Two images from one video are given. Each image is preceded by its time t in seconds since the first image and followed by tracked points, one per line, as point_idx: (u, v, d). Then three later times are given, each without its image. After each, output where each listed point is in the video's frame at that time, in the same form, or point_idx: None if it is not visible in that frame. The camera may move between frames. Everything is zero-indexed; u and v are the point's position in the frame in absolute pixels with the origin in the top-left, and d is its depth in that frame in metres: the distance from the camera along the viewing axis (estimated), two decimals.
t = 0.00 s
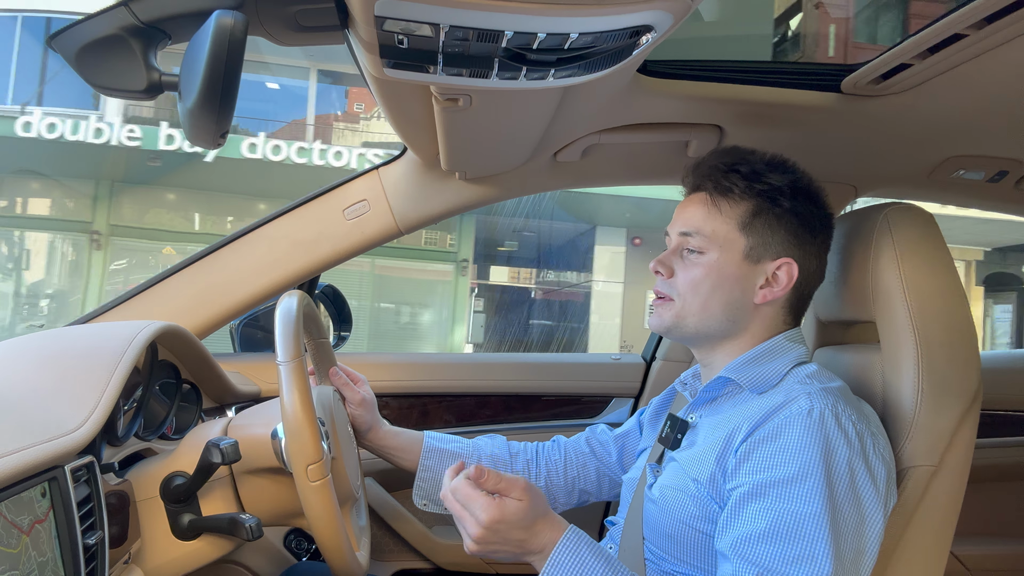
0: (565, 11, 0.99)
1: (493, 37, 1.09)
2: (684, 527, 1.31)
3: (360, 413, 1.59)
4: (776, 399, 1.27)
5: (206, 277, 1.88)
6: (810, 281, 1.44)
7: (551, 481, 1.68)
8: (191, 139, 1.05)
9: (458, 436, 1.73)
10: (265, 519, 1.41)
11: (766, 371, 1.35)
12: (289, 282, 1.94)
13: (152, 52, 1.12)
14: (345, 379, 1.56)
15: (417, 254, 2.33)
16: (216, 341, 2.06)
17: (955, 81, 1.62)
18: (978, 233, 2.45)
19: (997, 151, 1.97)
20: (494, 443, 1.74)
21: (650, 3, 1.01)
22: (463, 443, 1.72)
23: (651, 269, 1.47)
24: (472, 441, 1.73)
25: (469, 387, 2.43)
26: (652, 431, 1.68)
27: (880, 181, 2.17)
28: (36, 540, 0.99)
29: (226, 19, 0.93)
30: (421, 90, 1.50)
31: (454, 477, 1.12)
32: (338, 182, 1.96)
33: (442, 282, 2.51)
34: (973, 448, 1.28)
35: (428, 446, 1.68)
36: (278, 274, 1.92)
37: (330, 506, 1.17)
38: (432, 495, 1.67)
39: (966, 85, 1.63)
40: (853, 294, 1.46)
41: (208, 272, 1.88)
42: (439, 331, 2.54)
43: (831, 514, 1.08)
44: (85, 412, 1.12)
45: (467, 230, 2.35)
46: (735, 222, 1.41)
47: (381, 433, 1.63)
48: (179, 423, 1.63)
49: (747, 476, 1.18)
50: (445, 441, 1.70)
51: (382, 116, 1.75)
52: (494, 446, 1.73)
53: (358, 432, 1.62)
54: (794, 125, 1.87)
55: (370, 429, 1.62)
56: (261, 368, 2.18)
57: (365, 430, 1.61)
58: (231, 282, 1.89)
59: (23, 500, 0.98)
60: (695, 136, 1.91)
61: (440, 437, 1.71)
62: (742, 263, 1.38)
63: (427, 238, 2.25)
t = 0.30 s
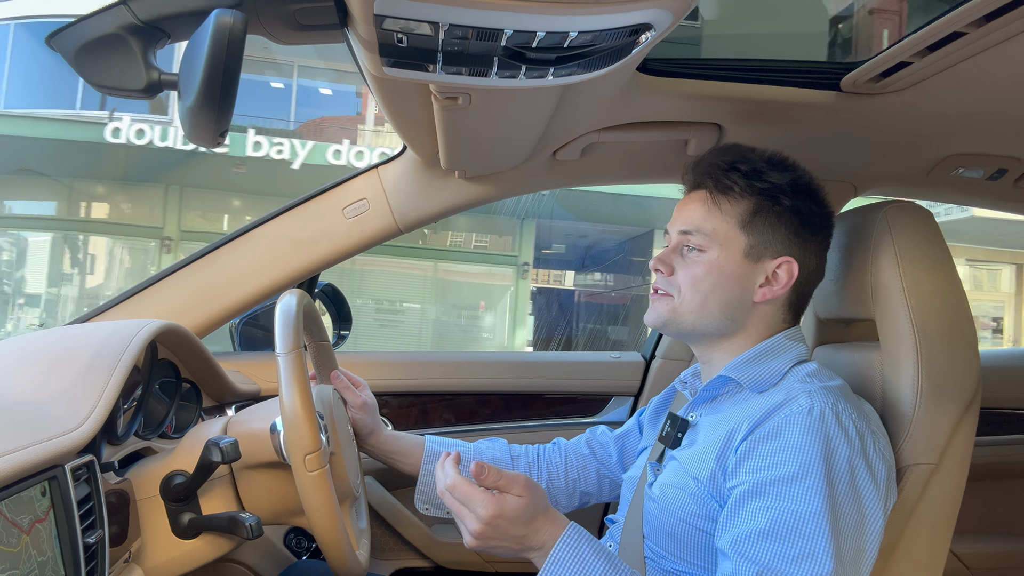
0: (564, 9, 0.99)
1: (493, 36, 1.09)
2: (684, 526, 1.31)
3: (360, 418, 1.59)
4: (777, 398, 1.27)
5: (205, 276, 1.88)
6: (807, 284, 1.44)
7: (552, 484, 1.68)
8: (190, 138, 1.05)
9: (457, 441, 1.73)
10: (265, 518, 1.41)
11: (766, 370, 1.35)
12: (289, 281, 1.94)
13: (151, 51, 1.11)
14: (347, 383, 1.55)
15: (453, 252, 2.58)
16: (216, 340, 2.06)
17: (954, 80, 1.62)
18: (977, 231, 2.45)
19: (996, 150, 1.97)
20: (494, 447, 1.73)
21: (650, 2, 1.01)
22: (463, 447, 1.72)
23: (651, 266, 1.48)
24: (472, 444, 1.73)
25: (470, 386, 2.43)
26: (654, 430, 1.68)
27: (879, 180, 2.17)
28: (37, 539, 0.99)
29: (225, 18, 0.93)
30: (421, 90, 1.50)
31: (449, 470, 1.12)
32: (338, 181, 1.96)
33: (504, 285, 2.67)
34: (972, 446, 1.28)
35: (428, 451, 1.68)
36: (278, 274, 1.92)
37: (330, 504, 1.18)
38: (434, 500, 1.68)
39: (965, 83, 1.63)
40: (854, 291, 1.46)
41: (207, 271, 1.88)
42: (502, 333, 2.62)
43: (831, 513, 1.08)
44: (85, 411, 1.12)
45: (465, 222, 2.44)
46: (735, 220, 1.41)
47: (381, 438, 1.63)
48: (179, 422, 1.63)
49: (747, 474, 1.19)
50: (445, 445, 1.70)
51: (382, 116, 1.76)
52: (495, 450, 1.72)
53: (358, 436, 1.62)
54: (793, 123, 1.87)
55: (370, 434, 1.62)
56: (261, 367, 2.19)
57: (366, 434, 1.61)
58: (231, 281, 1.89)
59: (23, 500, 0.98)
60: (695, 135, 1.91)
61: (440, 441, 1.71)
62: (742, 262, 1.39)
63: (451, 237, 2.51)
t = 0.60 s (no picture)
0: (563, 10, 0.99)
1: (493, 36, 1.09)
2: (686, 527, 1.31)
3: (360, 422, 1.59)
4: (780, 399, 1.27)
5: (205, 276, 1.88)
6: (817, 281, 1.44)
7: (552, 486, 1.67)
8: (190, 140, 1.05)
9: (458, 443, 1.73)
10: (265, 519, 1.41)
11: (769, 371, 1.35)
12: (289, 282, 1.94)
13: (152, 52, 1.10)
14: (347, 387, 1.55)
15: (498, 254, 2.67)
16: (216, 340, 2.07)
17: (954, 80, 1.62)
18: (978, 231, 2.45)
19: (997, 150, 1.97)
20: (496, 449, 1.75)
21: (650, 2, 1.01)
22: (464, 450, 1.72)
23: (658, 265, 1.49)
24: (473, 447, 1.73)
25: (470, 386, 2.43)
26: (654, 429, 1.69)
27: (880, 180, 2.17)
28: (37, 540, 0.99)
29: (225, 19, 0.93)
30: (420, 90, 1.50)
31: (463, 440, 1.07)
32: (338, 181, 1.96)
33: (558, 287, 2.76)
34: (973, 448, 1.28)
35: (429, 455, 1.67)
36: (278, 274, 1.92)
37: (331, 504, 1.18)
38: (435, 503, 1.67)
39: (966, 83, 1.63)
40: (855, 292, 1.45)
41: (207, 272, 1.88)
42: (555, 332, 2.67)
43: (833, 511, 1.07)
44: (85, 411, 1.12)
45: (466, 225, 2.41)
46: (741, 221, 1.41)
47: (381, 441, 1.62)
48: (180, 422, 1.63)
49: (750, 474, 1.19)
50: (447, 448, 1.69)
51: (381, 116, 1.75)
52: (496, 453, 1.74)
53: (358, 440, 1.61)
54: (793, 124, 1.87)
55: (370, 437, 1.61)
56: (261, 368, 2.19)
57: (367, 437, 1.60)
58: (231, 281, 1.89)
59: (23, 500, 0.98)
60: (695, 136, 1.91)
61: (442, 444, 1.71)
62: (747, 262, 1.39)
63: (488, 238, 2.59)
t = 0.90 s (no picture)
0: (564, 11, 0.99)
1: (492, 37, 1.09)
2: (682, 523, 1.32)
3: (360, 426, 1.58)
4: (778, 397, 1.28)
5: (206, 277, 1.88)
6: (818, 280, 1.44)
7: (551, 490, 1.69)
8: (190, 141, 1.05)
9: (458, 444, 1.72)
10: (264, 519, 1.41)
11: (768, 372, 1.35)
12: (289, 282, 1.94)
13: (152, 53, 1.11)
14: (347, 387, 1.54)
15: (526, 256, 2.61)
16: (216, 341, 2.06)
17: (954, 80, 1.62)
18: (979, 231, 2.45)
19: (996, 150, 1.97)
20: (496, 452, 1.75)
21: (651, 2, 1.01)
22: (465, 451, 1.71)
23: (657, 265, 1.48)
24: (474, 449, 1.74)
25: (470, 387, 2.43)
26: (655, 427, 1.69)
27: (880, 180, 2.17)
28: (37, 541, 0.99)
29: (226, 20, 0.93)
30: (420, 90, 1.50)
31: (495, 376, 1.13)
32: (338, 181, 1.96)
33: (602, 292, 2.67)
34: (973, 449, 1.28)
35: (430, 456, 1.67)
36: (278, 275, 1.92)
37: (330, 504, 1.17)
38: (435, 504, 1.66)
39: (965, 83, 1.63)
40: (855, 292, 1.45)
41: (207, 273, 1.87)
42: (599, 332, 2.68)
43: (817, 498, 1.07)
44: (86, 412, 1.12)
45: (468, 232, 2.38)
46: (741, 221, 1.41)
47: (382, 442, 1.61)
48: (179, 423, 1.62)
49: (742, 467, 1.19)
50: (446, 450, 1.69)
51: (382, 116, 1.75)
52: (496, 455, 1.74)
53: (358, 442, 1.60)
54: (793, 124, 1.87)
55: (370, 439, 1.60)
56: (261, 368, 2.19)
57: (367, 439, 1.60)
58: (231, 282, 1.88)
59: (23, 501, 0.98)
60: (695, 136, 1.91)
61: (445, 446, 1.70)
62: (746, 262, 1.39)
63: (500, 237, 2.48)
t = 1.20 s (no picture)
0: (563, 10, 0.99)
1: (492, 37, 1.09)
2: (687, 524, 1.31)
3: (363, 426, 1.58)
4: (785, 398, 1.28)
5: (205, 277, 1.87)
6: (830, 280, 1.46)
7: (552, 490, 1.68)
8: (190, 140, 1.05)
9: (460, 448, 1.72)
10: (264, 519, 1.41)
11: (773, 372, 1.35)
12: (288, 282, 1.94)
13: (152, 52, 1.10)
14: (348, 390, 1.56)
15: (544, 257, 2.86)
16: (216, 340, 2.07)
17: (954, 80, 1.62)
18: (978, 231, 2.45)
19: (997, 150, 1.97)
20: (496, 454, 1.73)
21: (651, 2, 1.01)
22: (466, 453, 1.71)
23: (680, 258, 1.40)
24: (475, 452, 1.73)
25: (470, 386, 2.44)
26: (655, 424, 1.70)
27: (880, 180, 2.17)
28: (36, 540, 0.99)
29: (225, 19, 0.93)
30: (420, 90, 1.50)
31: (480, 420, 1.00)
32: (339, 181, 1.96)
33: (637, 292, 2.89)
34: (973, 447, 1.28)
35: (431, 460, 1.67)
36: (278, 274, 1.92)
37: (331, 502, 1.17)
38: (437, 507, 1.65)
39: (965, 83, 1.62)
40: (854, 292, 1.45)
41: (206, 273, 1.87)
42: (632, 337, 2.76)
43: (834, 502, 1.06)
44: (86, 411, 1.12)
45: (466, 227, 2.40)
46: (779, 216, 1.41)
47: (382, 445, 1.61)
48: (180, 423, 1.62)
49: (751, 469, 1.18)
50: (447, 454, 1.69)
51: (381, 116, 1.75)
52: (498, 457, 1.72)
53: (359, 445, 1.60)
54: (793, 124, 1.87)
55: (372, 441, 1.60)
56: (260, 368, 2.19)
57: (367, 442, 1.60)
58: (230, 282, 1.89)
59: (23, 501, 0.98)
60: (696, 136, 1.91)
61: (444, 450, 1.70)
62: (778, 259, 1.38)
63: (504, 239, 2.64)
